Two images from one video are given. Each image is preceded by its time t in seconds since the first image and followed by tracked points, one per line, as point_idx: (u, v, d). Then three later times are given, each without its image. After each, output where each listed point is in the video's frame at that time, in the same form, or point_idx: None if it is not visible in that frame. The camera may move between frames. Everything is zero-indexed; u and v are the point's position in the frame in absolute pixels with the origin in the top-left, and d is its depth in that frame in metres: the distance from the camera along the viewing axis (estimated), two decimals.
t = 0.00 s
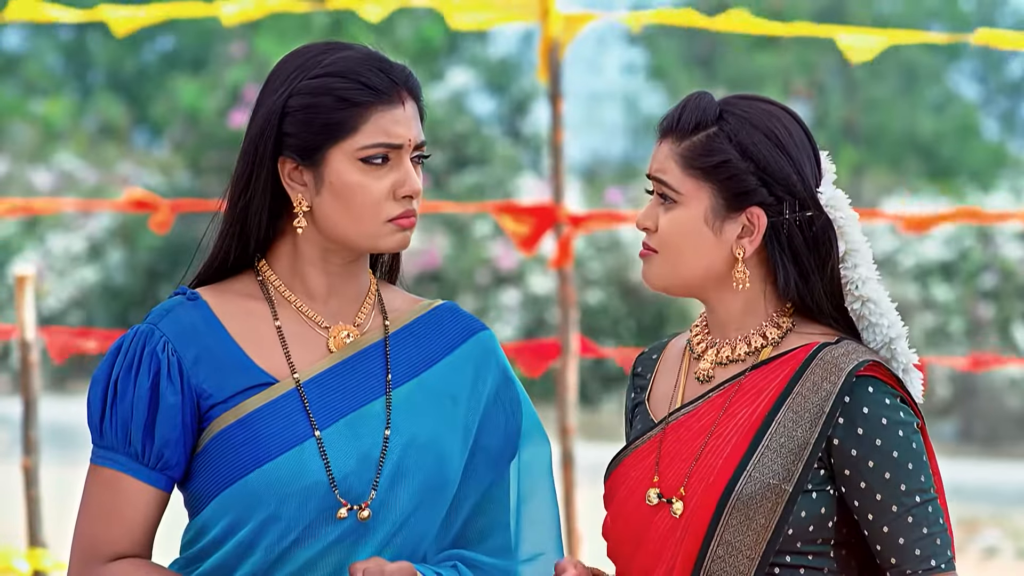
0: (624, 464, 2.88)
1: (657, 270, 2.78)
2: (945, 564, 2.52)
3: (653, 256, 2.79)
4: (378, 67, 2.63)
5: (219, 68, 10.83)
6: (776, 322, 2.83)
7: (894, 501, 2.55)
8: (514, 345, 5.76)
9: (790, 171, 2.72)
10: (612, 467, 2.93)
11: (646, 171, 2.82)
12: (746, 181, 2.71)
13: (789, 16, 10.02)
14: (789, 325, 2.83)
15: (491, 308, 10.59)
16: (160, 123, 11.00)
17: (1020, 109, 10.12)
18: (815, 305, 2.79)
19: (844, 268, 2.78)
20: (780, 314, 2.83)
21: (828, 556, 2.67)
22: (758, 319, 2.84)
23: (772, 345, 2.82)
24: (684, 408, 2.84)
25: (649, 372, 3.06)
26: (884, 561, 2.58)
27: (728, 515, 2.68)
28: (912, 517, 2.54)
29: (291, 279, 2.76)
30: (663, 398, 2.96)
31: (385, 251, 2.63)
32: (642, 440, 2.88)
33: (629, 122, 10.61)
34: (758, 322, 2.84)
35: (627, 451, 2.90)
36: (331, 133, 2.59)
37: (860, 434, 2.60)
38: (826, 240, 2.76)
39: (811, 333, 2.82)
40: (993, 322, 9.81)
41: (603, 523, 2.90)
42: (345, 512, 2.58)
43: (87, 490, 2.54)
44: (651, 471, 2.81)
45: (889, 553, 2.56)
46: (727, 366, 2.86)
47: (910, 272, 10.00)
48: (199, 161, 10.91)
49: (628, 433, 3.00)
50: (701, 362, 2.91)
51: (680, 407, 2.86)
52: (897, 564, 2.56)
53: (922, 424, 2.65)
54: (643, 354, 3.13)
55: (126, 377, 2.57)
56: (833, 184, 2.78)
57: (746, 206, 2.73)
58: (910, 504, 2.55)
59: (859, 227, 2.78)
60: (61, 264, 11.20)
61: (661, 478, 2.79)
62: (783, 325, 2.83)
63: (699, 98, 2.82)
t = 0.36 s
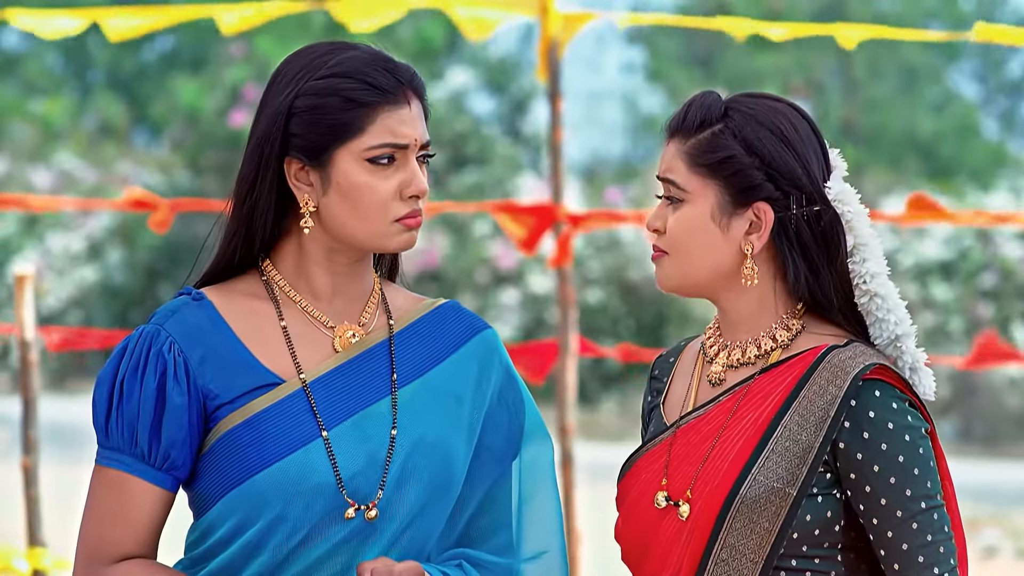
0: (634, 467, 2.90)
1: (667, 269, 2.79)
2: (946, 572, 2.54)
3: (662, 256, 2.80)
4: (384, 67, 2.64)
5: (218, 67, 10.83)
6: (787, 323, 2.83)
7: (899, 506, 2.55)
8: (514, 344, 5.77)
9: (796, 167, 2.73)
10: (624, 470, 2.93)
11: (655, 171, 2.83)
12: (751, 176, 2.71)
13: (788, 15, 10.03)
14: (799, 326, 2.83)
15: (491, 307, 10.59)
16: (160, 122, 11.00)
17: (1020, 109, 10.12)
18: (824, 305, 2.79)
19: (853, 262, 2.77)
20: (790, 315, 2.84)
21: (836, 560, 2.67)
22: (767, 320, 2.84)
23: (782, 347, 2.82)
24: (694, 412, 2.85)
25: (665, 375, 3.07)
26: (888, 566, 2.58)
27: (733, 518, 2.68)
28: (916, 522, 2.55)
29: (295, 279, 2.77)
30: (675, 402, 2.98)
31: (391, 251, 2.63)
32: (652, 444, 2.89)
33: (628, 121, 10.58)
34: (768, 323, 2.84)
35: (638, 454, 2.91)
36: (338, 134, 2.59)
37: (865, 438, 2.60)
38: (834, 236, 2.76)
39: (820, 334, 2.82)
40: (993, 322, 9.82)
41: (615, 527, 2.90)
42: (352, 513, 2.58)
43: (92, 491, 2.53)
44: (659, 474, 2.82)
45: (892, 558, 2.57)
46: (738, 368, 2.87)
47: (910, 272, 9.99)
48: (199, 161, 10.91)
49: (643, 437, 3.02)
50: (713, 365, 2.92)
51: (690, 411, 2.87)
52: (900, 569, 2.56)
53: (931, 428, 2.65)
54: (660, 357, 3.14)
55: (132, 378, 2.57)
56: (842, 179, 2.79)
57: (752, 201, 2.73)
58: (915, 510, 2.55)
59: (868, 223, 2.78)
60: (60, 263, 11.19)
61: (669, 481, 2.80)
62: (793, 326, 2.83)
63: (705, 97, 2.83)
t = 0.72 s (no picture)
0: (632, 463, 2.90)
1: (669, 272, 2.80)
2: None
3: (662, 260, 2.81)
4: (390, 68, 2.65)
5: (218, 66, 10.83)
6: (786, 323, 2.84)
7: (884, 510, 2.57)
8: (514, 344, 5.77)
9: (791, 170, 2.73)
10: (620, 467, 2.93)
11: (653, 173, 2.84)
12: (745, 181, 2.72)
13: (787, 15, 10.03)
14: (799, 326, 2.84)
15: (491, 307, 10.60)
16: (160, 122, 11.00)
17: (1020, 108, 10.13)
18: (823, 303, 2.79)
19: (848, 263, 2.78)
20: (790, 315, 2.84)
21: (831, 560, 2.68)
22: (767, 320, 2.85)
23: (782, 346, 2.83)
24: (692, 411, 2.86)
25: (662, 373, 3.08)
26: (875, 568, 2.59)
27: (731, 516, 2.69)
28: (898, 527, 2.56)
29: (299, 279, 2.77)
30: (673, 400, 2.98)
31: (397, 252, 2.65)
32: (650, 441, 2.89)
33: (628, 121, 10.59)
34: (768, 323, 2.85)
35: (636, 451, 2.91)
36: (346, 135, 2.60)
37: (860, 439, 2.61)
38: (831, 238, 2.76)
39: (820, 334, 2.83)
40: (993, 321, 9.83)
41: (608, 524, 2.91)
42: (361, 512, 2.59)
43: (98, 493, 2.54)
44: (658, 472, 2.82)
45: (872, 561, 2.58)
46: (737, 367, 2.88)
47: (909, 271, 10.01)
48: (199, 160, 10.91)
49: (641, 434, 3.02)
50: (712, 363, 2.92)
51: (689, 409, 2.87)
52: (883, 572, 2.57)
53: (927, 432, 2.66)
54: (657, 355, 3.15)
55: (139, 379, 2.57)
56: (840, 176, 2.79)
57: (748, 205, 2.74)
58: (900, 515, 2.56)
59: (864, 223, 2.78)
60: (60, 263, 11.20)
61: (668, 478, 2.80)
62: (792, 326, 2.83)
63: (702, 99, 2.83)
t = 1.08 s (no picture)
0: (619, 464, 2.89)
1: (656, 271, 2.80)
2: None
3: (651, 259, 2.81)
4: (390, 69, 2.65)
5: (218, 67, 10.82)
6: (773, 323, 2.84)
7: (868, 511, 2.57)
8: (514, 344, 5.77)
9: (782, 169, 2.73)
10: (606, 468, 2.93)
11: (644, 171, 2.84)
12: (735, 178, 2.72)
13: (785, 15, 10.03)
14: (786, 327, 2.84)
15: (490, 308, 10.60)
16: (159, 122, 10.99)
17: (1020, 108, 10.14)
18: (811, 303, 2.80)
19: (836, 263, 2.78)
20: (777, 315, 2.85)
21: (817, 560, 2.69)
22: (754, 320, 2.85)
23: (769, 347, 2.83)
24: (678, 412, 2.85)
25: (646, 375, 3.08)
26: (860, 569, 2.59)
27: (718, 516, 2.69)
28: (882, 529, 2.56)
29: (297, 279, 2.77)
30: (659, 401, 2.98)
31: (396, 253, 2.65)
32: (637, 442, 2.89)
33: (627, 121, 10.58)
34: (755, 324, 2.85)
35: (622, 452, 2.91)
36: (347, 135, 2.60)
37: (846, 440, 2.62)
38: (820, 238, 2.77)
39: (807, 335, 2.84)
40: (992, 322, 9.83)
41: (592, 526, 2.91)
42: (364, 511, 2.60)
43: (99, 494, 2.54)
44: (645, 472, 2.82)
45: (856, 561, 2.59)
46: (723, 368, 2.88)
47: (909, 272, 10.03)
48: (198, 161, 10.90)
49: (625, 435, 3.02)
50: (698, 364, 2.93)
51: (674, 410, 2.87)
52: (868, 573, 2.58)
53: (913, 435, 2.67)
54: (640, 356, 3.14)
55: (140, 380, 2.57)
56: (828, 178, 2.79)
57: (737, 203, 2.74)
58: (884, 517, 2.56)
59: (853, 226, 2.77)
60: (59, 263, 11.19)
61: (654, 479, 2.80)
62: (779, 327, 2.84)
63: (694, 97, 2.83)
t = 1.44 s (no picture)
0: (610, 465, 2.89)
1: (650, 271, 2.81)
2: None
3: (645, 259, 2.81)
4: (389, 68, 2.66)
5: (219, 67, 10.83)
6: (765, 325, 2.85)
7: (859, 513, 2.58)
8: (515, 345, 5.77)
9: (779, 171, 2.74)
10: (595, 469, 2.93)
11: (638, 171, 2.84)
12: (733, 179, 2.73)
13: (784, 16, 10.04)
14: (778, 328, 2.85)
15: (491, 308, 10.61)
16: (159, 123, 11.00)
17: (1020, 109, 10.15)
18: (803, 305, 2.81)
19: (830, 267, 2.81)
20: (769, 316, 2.86)
21: (807, 561, 2.70)
22: (746, 321, 2.86)
23: (761, 348, 2.84)
24: (670, 412, 2.86)
25: (635, 375, 3.08)
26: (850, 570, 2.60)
27: (710, 516, 2.70)
28: (873, 531, 2.57)
29: (295, 278, 2.79)
30: (649, 402, 2.98)
31: (394, 252, 2.66)
32: (627, 441, 2.89)
33: (628, 121, 10.57)
34: (747, 324, 2.86)
35: (611, 452, 2.91)
36: (345, 134, 2.61)
37: (838, 441, 2.63)
38: (814, 240, 2.79)
39: (799, 337, 2.85)
40: (993, 322, 9.83)
41: (581, 525, 2.91)
42: (365, 510, 2.61)
43: (98, 494, 2.55)
44: (636, 472, 2.82)
45: (845, 562, 2.60)
46: (716, 368, 2.89)
47: (909, 272, 10.04)
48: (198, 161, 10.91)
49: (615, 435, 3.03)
50: (690, 364, 2.93)
51: (666, 411, 2.87)
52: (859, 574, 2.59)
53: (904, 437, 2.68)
54: (628, 357, 3.15)
55: (140, 379, 2.58)
56: (822, 180, 2.82)
57: (734, 205, 2.75)
58: (875, 518, 2.57)
59: (847, 227, 2.81)
60: (59, 264, 11.20)
61: (646, 478, 2.80)
62: (771, 328, 2.85)
63: (690, 98, 2.84)
